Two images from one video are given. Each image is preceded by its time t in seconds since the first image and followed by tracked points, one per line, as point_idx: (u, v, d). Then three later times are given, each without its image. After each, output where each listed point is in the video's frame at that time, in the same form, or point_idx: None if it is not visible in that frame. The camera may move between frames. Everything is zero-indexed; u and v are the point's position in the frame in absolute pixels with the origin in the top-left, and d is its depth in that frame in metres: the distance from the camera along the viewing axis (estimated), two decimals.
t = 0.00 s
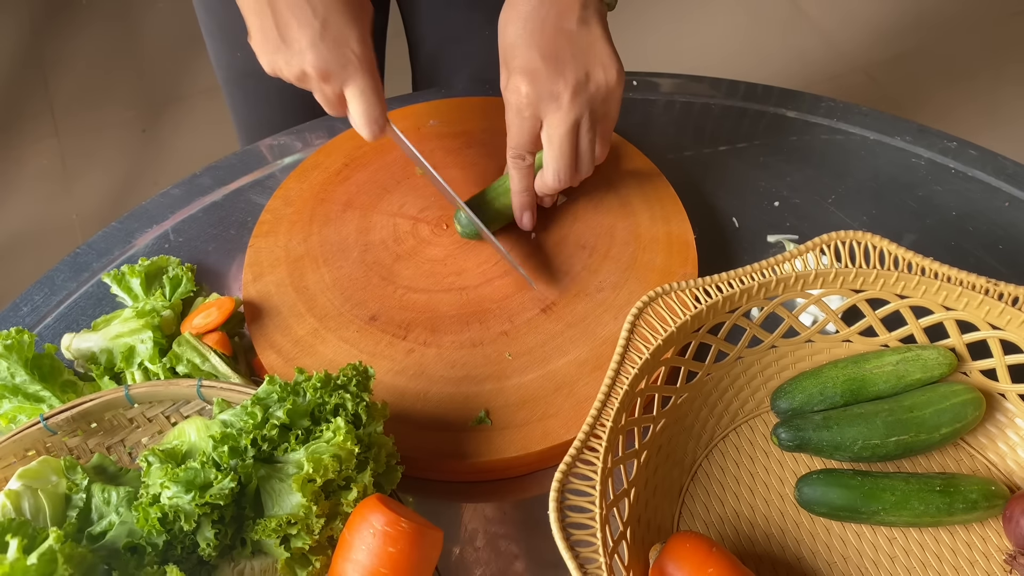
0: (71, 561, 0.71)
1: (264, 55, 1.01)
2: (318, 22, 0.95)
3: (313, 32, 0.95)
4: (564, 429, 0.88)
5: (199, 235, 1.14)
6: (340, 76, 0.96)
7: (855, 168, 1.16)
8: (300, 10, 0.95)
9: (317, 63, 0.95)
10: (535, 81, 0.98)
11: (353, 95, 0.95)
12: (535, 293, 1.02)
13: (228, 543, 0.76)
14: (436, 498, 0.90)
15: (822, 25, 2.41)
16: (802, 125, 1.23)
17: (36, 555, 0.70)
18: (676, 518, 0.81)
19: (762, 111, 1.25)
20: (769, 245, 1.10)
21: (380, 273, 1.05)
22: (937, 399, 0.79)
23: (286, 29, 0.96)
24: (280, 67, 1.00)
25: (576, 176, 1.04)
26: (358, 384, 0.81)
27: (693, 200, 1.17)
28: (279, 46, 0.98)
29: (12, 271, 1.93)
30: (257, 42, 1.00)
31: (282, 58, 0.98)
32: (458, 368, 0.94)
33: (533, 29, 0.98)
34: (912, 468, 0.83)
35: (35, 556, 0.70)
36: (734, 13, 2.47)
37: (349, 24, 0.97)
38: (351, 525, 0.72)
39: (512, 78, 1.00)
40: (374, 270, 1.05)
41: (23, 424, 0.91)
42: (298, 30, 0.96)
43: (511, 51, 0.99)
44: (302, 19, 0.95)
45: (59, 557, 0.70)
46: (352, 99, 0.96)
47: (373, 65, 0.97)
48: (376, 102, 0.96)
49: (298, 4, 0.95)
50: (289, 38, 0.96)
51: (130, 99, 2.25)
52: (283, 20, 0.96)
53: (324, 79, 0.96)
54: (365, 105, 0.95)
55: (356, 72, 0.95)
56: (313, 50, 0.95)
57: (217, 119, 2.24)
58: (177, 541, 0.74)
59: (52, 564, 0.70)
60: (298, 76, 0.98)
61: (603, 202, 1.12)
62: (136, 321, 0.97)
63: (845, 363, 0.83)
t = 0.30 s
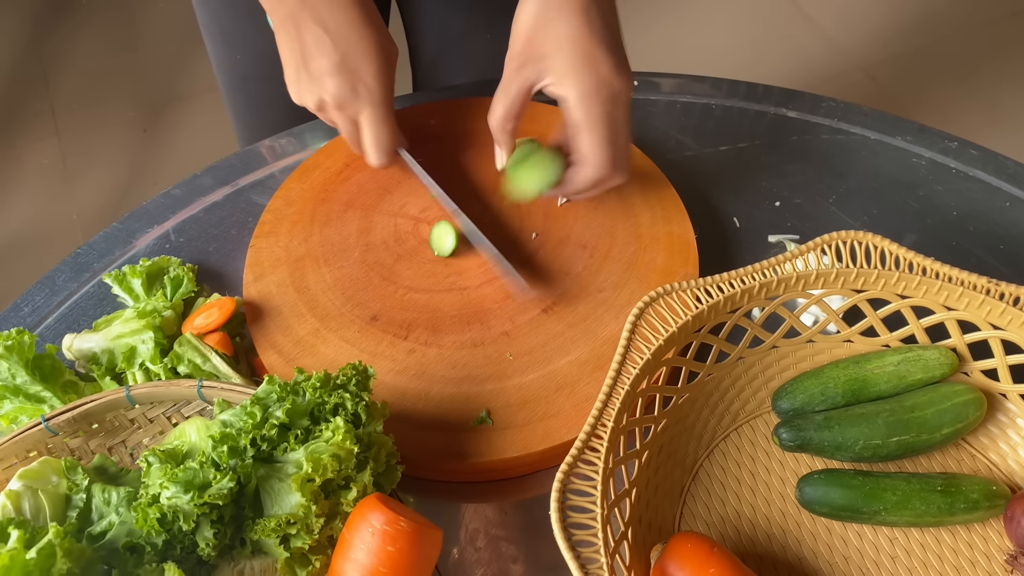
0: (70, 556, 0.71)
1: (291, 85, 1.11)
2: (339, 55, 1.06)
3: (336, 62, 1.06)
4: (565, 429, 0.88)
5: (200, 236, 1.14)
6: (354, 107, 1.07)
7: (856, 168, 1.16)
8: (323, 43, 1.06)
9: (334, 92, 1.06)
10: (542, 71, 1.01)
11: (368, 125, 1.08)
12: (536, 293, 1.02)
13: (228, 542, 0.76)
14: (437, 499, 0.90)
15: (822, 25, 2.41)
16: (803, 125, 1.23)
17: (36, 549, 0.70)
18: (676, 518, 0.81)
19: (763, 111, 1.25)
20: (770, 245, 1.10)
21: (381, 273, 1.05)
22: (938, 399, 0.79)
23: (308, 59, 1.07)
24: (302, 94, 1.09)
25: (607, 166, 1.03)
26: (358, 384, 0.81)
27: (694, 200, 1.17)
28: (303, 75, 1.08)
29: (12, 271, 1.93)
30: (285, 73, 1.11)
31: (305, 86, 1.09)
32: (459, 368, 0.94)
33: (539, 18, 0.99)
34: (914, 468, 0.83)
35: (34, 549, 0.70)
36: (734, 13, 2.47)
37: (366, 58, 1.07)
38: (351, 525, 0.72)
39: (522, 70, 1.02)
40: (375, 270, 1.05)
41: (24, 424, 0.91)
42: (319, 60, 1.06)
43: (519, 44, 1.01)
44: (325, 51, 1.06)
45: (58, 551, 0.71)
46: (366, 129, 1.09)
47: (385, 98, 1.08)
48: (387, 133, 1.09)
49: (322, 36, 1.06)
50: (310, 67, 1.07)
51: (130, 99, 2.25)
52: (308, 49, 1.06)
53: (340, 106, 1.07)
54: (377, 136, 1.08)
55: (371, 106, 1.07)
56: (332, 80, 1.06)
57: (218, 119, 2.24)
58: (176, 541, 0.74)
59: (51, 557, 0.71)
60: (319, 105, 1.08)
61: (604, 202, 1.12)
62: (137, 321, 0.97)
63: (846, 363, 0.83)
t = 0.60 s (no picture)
0: (72, 562, 0.71)
1: (281, 45, 1.09)
2: (320, 12, 1.01)
3: (316, 20, 1.00)
4: (563, 429, 0.88)
5: (199, 236, 1.14)
6: (339, 65, 1.02)
7: (854, 169, 1.16)
8: None
9: (318, 49, 1.01)
10: (566, 59, 1.12)
11: (350, 84, 1.01)
12: (534, 294, 1.02)
13: (228, 543, 0.76)
14: (436, 499, 0.90)
15: (821, 25, 2.41)
16: (802, 125, 1.23)
17: (37, 555, 0.70)
18: (675, 518, 0.81)
19: (762, 112, 1.25)
20: (768, 246, 1.09)
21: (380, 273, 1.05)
22: (937, 400, 0.79)
23: (292, 17, 1.03)
24: (292, 56, 1.07)
25: (625, 147, 1.09)
26: (358, 384, 0.81)
27: (693, 201, 1.17)
28: (292, 37, 1.05)
29: (11, 271, 1.93)
30: (274, 32, 1.08)
31: (292, 45, 1.06)
32: (458, 368, 0.94)
33: (563, 17, 1.12)
34: (912, 469, 0.83)
35: (36, 556, 0.70)
36: (734, 13, 2.47)
37: (348, 12, 1.01)
38: (351, 526, 0.72)
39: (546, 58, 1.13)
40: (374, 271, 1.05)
41: (23, 425, 0.91)
42: (301, 17, 1.02)
43: (545, 36, 1.13)
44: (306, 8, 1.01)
45: (60, 558, 0.70)
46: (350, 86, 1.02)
47: (369, 53, 1.01)
48: (371, 92, 1.02)
49: None
50: (295, 26, 1.04)
51: (130, 99, 2.25)
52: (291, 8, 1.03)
53: (324, 67, 1.03)
54: (359, 98, 1.01)
55: (353, 64, 1.01)
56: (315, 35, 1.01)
57: (217, 119, 2.24)
58: (177, 542, 0.74)
59: (53, 564, 0.70)
60: (305, 64, 1.05)
61: (603, 202, 1.12)
62: (136, 321, 0.97)
63: (845, 363, 0.83)
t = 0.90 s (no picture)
0: (71, 560, 0.71)
1: (281, 48, 1.05)
2: (329, 16, 0.99)
3: (325, 25, 0.99)
4: (564, 429, 0.88)
5: (199, 235, 1.14)
6: (351, 70, 1.01)
7: (854, 169, 1.16)
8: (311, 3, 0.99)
9: (328, 56, 0.99)
10: (577, 66, 1.12)
11: (364, 87, 1.00)
12: (534, 294, 1.02)
13: (228, 543, 0.76)
14: (436, 499, 0.90)
15: (821, 24, 2.41)
16: (802, 125, 1.23)
17: (36, 552, 0.70)
18: (675, 518, 0.81)
19: (762, 111, 1.25)
20: (768, 245, 1.10)
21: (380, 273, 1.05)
22: (937, 400, 0.79)
23: (298, 20, 1.00)
24: (295, 59, 1.04)
25: (629, 155, 1.08)
26: (358, 384, 0.81)
27: (693, 200, 1.17)
28: (294, 39, 1.02)
29: (12, 270, 1.93)
30: (272, 34, 1.05)
31: (295, 49, 1.02)
32: (458, 368, 0.94)
33: (574, 24, 1.11)
34: (913, 468, 0.83)
35: (35, 552, 0.70)
36: (733, 13, 2.47)
37: (359, 17, 1.00)
38: (351, 526, 0.72)
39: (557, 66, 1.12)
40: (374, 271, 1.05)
41: (23, 425, 0.91)
42: (309, 21, 1.00)
43: (557, 44, 1.12)
44: (313, 12, 0.99)
45: (59, 555, 0.70)
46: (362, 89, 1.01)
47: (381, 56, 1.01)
48: (385, 93, 1.00)
49: None
50: (301, 30, 1.01)
51: (129, 98, 2.25)
52: (296, 13, 1.00)
53: (335, 71, 1.01)
54: (374, 98, 0.99)
55: (367, 68, 1.00)
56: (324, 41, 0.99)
57: (217, 119, 2.24)
58: (176, 541, 0.74)
59: (52, 560, 0.70)
60: (310, 68, 1.03)
61: (603, 202, 1.12)
62: (137, 321, 0.96)
63: (845, 363, 0.83)
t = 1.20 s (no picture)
0: (85, 565, 0.71)
1: (254, 26, 0.99)
2: None
3: (301, 8, 0.92)
4: (562, 429, 0.87)
5: (197, 236, 1.14)
6: (323, 59, 0.93)
7: (852, 168, 1.16)
8: None
9: (302, 41, 0.92)
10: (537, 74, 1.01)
11: (334, 77, 0.93)
12: (532, 294, 1.02)
13: (229, 545, 0.76)
14: (434, 499, 0.90)
15: (820, 24, 2.41)
16: (799, 124, 1.23)
17: (50, 557, 0.69)
18: (673, 517, 0.80)
19: (759, 111, 1.25)
20: (766, 245, 1.09)
21: (377, 273, 1.05)
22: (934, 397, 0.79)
23: None
24: (267, 41, 0.97)
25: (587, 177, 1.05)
26: (359, 385, 0.80)
27: (691, 200, 1.16)
28: (269, 17, 0.95)
29: (12, 271, 1.94)
30: (247, 11, 0.99)
31: (268, 30, 0.96)
32: (456, 368, 0.94)
33: (526, 30, 1.02)
34: (909, 466, 0.84)
35: (49, 558, 0.70)
36: (731, 12, 2.47)
37: (338, 4, 0.94)
38: (351, 527, 0.72)
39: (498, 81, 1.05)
40: (372, 271, 1.05)
41: (20, 426, 0.91)
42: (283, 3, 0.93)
43: (511, 52, 1.02)
44: None
45: (73, 560, 0.70)
46: (333, 81, 0.94)
47: (357, 52, 0.94)
48: (357, 88, 0.94)
49: None
50: (275, 11, 0.94)
51: (128, 99, 2.25)
52: None
53: (307, 57, 0.94)
54: (345, 92, 0.93)
55: (341, 60, 0.93)
56: (298, 26, 0.92)
57: (216, 120, 2.24)
58: (178, 544, 0.74)
59: (67, 565, 0.70)
60: (282, 51, 0.96)
61: (601, 202, 1.12)
62: (135, 321, 0.96)
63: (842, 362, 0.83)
